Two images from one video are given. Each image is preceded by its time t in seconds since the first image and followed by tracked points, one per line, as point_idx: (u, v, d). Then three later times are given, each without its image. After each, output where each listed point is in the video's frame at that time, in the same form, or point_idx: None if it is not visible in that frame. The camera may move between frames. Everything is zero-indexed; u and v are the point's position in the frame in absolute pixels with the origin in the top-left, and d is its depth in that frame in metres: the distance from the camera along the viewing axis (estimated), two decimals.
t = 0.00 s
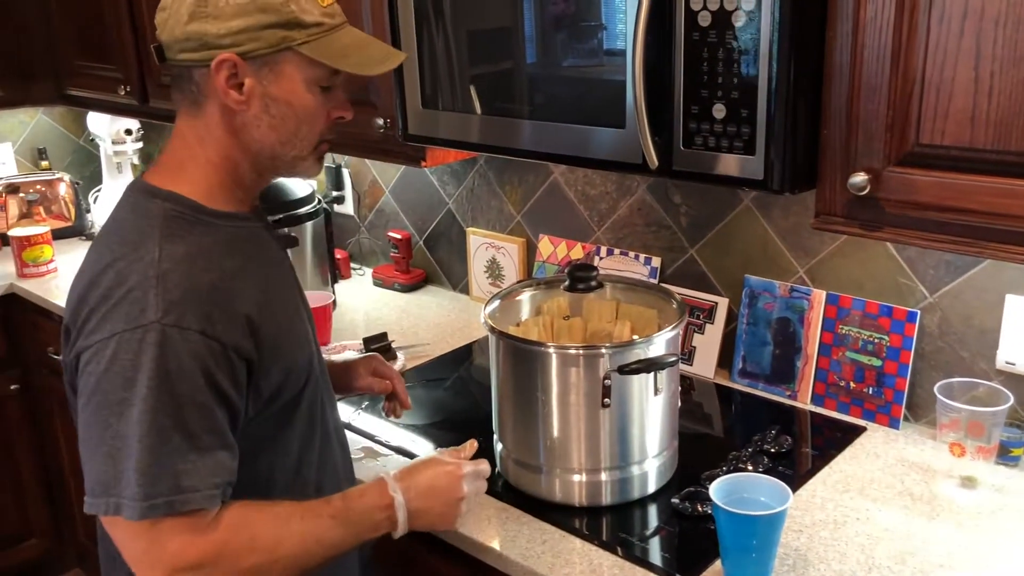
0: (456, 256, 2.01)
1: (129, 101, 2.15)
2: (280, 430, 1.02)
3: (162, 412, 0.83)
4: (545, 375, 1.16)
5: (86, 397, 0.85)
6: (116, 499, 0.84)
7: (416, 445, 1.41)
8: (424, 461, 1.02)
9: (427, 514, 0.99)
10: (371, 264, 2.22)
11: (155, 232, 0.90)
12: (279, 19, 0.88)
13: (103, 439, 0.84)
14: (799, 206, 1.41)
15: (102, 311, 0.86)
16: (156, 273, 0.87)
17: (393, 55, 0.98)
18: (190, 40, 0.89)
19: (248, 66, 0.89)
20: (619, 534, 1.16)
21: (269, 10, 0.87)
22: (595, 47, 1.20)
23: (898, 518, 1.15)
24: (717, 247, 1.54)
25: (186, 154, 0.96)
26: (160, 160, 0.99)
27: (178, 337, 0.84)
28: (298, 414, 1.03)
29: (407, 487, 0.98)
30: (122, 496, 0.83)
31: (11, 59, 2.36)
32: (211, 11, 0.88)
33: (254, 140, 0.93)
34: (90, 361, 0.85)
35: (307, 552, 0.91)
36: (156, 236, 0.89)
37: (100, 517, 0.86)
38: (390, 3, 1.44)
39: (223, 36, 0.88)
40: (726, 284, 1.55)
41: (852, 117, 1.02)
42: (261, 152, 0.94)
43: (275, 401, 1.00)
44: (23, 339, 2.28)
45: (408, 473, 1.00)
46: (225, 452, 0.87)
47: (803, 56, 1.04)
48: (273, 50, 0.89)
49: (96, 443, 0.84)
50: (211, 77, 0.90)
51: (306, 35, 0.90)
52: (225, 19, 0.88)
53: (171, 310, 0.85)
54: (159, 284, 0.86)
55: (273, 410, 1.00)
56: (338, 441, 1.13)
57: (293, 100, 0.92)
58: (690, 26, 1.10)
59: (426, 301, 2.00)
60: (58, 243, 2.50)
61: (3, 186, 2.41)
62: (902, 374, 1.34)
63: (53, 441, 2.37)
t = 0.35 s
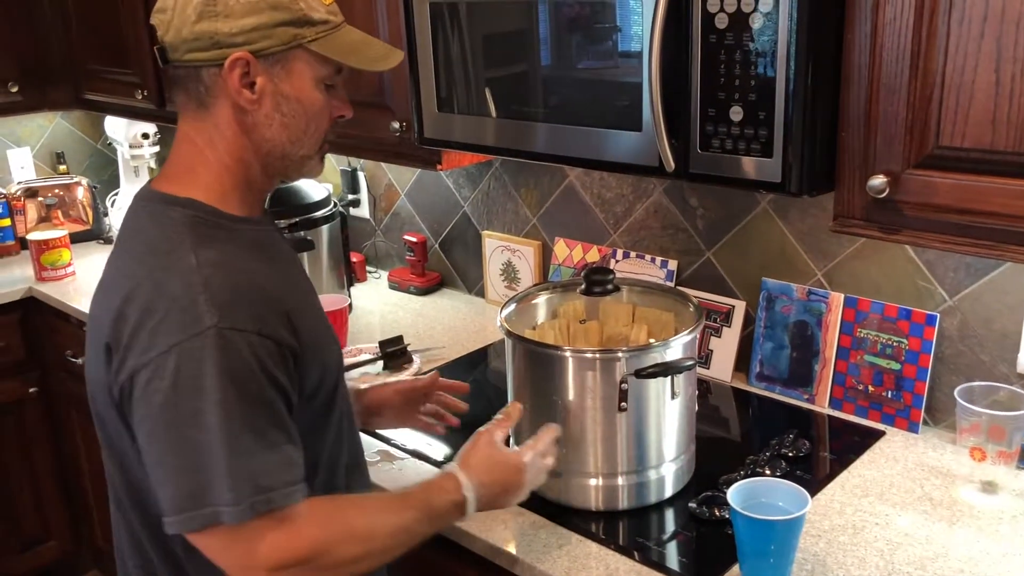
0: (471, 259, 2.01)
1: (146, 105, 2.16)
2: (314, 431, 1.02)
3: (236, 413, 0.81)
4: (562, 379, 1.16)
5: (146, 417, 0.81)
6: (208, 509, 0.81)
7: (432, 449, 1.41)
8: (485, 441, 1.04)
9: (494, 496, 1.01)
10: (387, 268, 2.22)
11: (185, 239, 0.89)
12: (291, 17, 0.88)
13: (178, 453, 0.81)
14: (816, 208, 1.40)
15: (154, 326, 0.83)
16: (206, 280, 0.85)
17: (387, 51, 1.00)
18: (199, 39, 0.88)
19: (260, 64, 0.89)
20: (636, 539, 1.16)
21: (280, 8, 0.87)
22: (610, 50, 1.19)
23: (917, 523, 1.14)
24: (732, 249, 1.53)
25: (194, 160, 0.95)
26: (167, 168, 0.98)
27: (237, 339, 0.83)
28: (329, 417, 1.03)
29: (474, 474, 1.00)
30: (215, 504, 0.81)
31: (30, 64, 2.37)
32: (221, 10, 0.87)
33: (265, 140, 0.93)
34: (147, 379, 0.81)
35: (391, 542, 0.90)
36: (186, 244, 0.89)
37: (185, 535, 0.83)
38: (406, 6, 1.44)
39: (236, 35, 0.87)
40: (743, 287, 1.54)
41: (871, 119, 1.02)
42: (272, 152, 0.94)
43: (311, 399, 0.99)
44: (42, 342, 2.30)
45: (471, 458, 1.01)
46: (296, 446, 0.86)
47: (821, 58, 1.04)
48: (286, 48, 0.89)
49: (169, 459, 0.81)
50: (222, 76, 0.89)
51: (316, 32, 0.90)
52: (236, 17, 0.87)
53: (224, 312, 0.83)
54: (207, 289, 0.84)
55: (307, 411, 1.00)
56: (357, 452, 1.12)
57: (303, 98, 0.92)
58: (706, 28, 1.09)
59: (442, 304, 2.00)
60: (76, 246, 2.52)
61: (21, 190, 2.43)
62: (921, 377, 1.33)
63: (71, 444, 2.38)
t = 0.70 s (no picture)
0: (477, 260, 2.01)
1: (153, 107, 2.17)
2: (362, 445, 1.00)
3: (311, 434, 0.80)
4: (568, 380, 1.15)
5: (218, 447, 0.79)
6: (294, 536, 0.80)
7: (438, 450, 1.41)
8: (560, 407, 1.03)
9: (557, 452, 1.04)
10: (393, 269, 2.22)
11: (233, 259, 0.86)
12: (331, 23, 0.85)
13: (258, 482, 0.79)
14: (822, 209, 1.40)
15: (215, 352, 0.80)
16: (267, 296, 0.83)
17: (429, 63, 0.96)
18: (234, 41, 0.85)
19: (296, 70, 0.86)
20: (642, 540, 1.15)
21: (320, 13, 0.84)
22: (617, 50, 1.19)
23: (925, 525, 1.14)
24: (739, 250, 1.53)
25: (225, 172, 0.91)
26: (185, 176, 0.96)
27: (305, 359, 0.81)
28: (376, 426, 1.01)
29: (543, 443, 1.00)
30: (300, 531, 0.80)
31: (36, 65, 2.38)
32: (259, 13, 0.84)
33: (298, 151, 0.90)
34: (217, 409, 0.79)
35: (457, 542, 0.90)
36: (238, 264, 0.85)
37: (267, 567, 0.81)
38: (412, 7, 1.44)
39: (272, 38, 0.84)
40: (749, 289, 1.53)
41: (878, 120, 1.01)
42: (307, 164, 0.91)
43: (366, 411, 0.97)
44: (48, 343, 2.30)
45: (542, 424, 1.01)
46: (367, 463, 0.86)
47: (828, 59, 1.04)
48: (323, 55, 0.85)
49: (246, 491, 0.79)
50: (256, 81, 0.86)
51: (355, 41, 0.87)
52: (274, 21, 0.83)
53: (291, 332, 0.81)
54: (269, 310, 0.82)
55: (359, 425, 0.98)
56: (392, 468, 1.09)
57: (340, 109, 0.89)
58: (712, 29, 1.09)
59: (448, 306, 2.00)
60: (82, 247, 2.53)
61: (30, 191, 2.45)
62: (928, 379, 1.33)
63: (77, 445, 2.39)
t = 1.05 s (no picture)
0: (477, 260, 2.01)
1: (153, 106, 2.17)
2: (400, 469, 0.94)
3: (341, 461, 0.76)
4: (568, 381, 1.15)
5: (243, 470, 0.75)
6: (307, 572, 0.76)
7: (437, 450, 1.41)
8: (581, 421, 0.94)
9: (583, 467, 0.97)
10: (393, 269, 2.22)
11: (273, 273, 0.80)
12: (370, 25, 0.80)
13: (282, 509, 0.75)
14: (822, 210, 1.40)
15: (247, 369, 0.75)
16: (302, 310, 0.78)
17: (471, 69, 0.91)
18: (269, 44, 0.80)
19: (333, 74, 0.81)
20: (640, 541, 1.15)
21: (359, 15, 0.80)
22: (617, 51, 1.19)
23: (924, 527, 1.14)
24: (739, 251, 1.53)
25: (257, 178, 0.86)
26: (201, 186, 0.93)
27: (340, 382, 0.76)
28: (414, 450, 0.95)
29: (564, 461, 0.93)
30: (316, 567, 0.76)
31: (38, 65, 2.38)
32: (295, 14, 0.80)
33: (336, 161, 0.85)
34: (246, 429, 0.74)
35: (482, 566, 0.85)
36: (277, 278, 0.79)
37: None
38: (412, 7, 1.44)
39: (309, 41, 0.79)
40: (749, 290, 1.53)
41: (878, 120, 1.01)
42: (346, 173, 0.87)
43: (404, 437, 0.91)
44: (48, 343, 2.30)
45: (564, 441, 0.93)
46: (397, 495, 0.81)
47: (827, 60, 1.04)
48: (362, 58, 0.81)
49: (267, 518, 0.75)
50: (292, 86, 0.82)
51: (396, 43, 0.82)
52: (311, 23, 0.79)
53: (327, 354, 0.77)
54: (307, 327, 0.77)
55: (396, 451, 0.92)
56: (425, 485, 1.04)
57: (379, 114, 0.84)
58: (712, 30, 1.09)
59: (448, 306, 2.00)
60: (82, 247, 2.52)
61: (29, 191, 2.45)
62: (928, 380, 1.33)
63: (77, 445, 2.39)
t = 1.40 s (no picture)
0: (476, 261, 2.01)
1: (153, 107, 2.17)
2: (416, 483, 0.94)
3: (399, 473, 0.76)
4: (567, 381, 1.15)
5: (302, 494, 0.73)
6: None
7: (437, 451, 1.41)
8: (594, 398, 1.01)
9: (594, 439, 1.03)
10: (392, 269, 2.22)
11: (306, 287, 0.78)
12: (424, 42, 0.80)
13: (347, 526, 0.74)
14: (821, 211, 1.40)
15: (298, 390, 0.74)
16: (343, 324, 0.77)
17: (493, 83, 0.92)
18: (324, 51, 0.77)
19: (385, 89, 0.80)
20: (639, 542, 1.15)
21: (417, 31, 0.79)
22: (617, 52, 1.19)
23: (924, 527, 1.14)
24: (738, 252, 1.53)
25: (284, 183, 0.83)
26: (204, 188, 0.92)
27: (390, 397, 0.76)
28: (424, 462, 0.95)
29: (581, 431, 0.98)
30: None
31: (37, 65, 2.38)
32: (354, 24, 0.77)
33: (371, 172, 0.84)
34: (301, 453, 0.73)
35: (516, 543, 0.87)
36: (311, 294, 0.78)
37: None
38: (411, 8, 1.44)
39: (368, 53, 0.78)
40: (749, 291, 1.53)
41: (877, 121, 1.01)
42: (378, 183, 0.85)
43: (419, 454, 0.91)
44: (47, 343, 2.30)
45: (581, 417, 0.99)
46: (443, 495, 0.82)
47: (827, 62, 1.04)
48: (413, 75, 0.80)
49: (336, 538, 0.74)
50: (343, 96, 0.79)
51: (444, 62, 0.82)
52: (370, 34, 0.77)
53: (375, 368, 0.76)
54: (354, 345, 0.76)
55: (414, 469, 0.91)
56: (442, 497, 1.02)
57: (419, 131, 0.84)
58: (712, 31, 1.09)
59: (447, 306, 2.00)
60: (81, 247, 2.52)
61: (29, 191, 2.45)
62: (927, 381, 1.33)
63: (77, 445, 2.38)
